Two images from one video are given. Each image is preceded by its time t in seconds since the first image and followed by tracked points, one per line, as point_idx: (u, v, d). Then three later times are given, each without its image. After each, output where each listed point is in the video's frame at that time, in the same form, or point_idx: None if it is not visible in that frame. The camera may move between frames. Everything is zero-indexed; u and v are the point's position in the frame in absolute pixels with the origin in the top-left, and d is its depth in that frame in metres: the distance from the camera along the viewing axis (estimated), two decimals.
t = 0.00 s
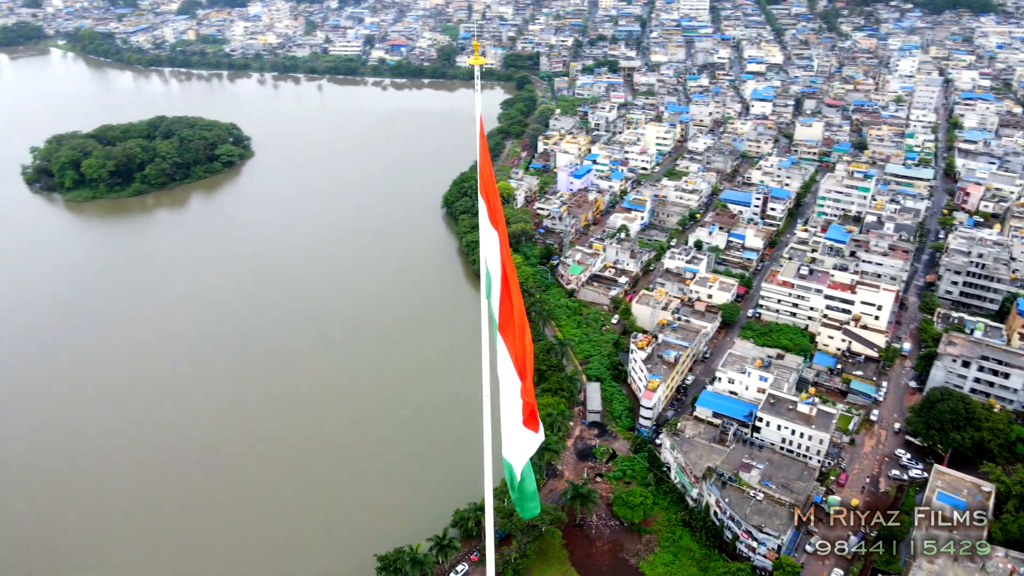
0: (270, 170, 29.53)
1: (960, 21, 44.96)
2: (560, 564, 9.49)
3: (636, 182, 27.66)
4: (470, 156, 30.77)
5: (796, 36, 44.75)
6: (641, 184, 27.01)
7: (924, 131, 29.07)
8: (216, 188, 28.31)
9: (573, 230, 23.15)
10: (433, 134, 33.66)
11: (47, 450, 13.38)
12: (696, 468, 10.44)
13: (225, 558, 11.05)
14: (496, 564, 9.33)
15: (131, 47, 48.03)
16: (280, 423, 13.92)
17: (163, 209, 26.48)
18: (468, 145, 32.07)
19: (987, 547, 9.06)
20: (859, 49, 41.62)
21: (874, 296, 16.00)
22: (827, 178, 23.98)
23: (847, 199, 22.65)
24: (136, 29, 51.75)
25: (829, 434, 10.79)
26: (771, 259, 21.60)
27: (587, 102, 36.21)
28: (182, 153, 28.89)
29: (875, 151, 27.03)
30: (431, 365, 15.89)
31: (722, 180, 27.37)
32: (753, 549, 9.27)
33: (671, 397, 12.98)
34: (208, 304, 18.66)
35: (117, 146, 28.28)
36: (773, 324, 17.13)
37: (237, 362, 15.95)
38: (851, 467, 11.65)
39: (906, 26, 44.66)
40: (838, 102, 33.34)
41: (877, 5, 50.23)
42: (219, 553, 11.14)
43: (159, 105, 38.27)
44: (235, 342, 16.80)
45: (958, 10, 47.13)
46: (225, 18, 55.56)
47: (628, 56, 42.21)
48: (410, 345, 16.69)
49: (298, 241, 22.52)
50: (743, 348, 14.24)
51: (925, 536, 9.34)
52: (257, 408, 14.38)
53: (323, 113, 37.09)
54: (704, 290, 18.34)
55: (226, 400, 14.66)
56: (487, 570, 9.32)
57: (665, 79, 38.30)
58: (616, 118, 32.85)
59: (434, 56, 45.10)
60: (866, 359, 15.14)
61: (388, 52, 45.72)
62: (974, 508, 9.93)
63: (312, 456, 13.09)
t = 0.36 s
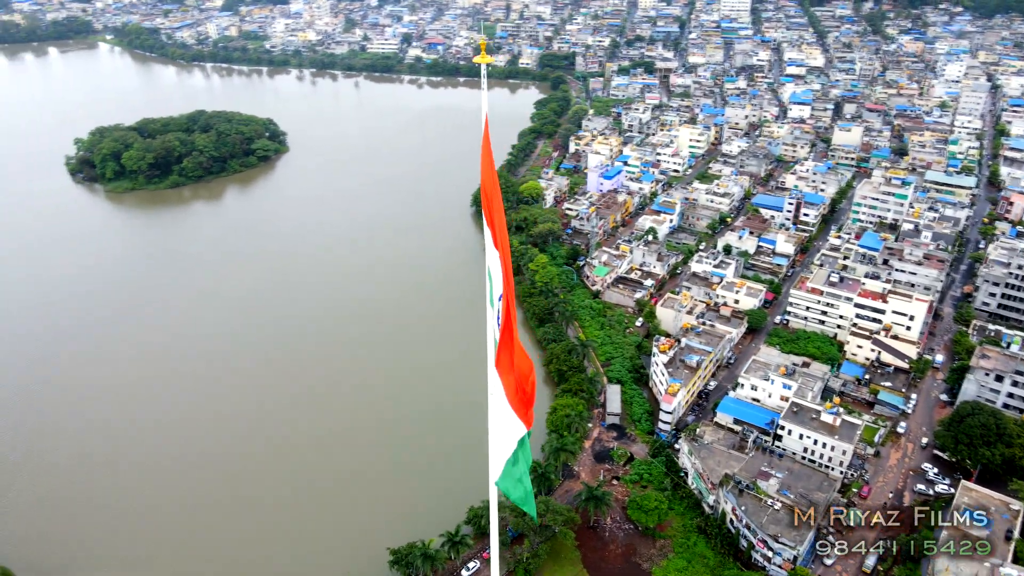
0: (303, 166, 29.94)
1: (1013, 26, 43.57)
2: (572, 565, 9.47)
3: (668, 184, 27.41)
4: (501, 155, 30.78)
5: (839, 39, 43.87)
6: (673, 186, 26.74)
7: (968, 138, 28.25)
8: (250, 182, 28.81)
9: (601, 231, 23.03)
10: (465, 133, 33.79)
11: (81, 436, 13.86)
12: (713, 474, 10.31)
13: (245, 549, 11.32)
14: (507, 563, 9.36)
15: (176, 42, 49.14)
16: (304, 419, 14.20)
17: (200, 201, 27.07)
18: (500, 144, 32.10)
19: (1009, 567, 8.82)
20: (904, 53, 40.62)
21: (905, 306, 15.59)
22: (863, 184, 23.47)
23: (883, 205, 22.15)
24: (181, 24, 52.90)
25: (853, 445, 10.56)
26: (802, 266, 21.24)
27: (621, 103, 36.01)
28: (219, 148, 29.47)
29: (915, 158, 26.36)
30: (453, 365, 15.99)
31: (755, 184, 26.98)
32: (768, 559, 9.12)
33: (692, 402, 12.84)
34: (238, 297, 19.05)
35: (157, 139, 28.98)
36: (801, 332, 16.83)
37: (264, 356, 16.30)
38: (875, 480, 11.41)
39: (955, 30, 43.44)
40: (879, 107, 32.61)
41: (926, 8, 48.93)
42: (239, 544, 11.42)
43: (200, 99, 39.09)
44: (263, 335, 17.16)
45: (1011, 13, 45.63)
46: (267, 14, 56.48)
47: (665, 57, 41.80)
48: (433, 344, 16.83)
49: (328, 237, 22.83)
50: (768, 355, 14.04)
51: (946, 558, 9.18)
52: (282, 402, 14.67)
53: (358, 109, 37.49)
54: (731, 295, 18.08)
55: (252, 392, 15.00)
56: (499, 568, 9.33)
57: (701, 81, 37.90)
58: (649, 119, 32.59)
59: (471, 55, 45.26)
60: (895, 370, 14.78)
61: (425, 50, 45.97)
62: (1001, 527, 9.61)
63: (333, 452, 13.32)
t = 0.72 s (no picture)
0: (335, 162, 30.31)
1: None
2: (585, 565, 9.42)
3: (699, 187, 27.11)
4: (533, 154, 30.74)
5: (884, 42, 42.86)
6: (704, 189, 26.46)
7: (1015, 146, 27.35)
8: (283, 177, 29.27)
9: (630, 233, 22.85)
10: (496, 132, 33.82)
11: (109, 428, 14.28)
12: (732, 481, 10.18)
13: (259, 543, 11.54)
14: (519, 562, 9.39)
15: (219, 38, 50.06)
16: (323, 416, 14.41)
17: (235, 195, 27.61)
18: (533, 144, 32.08)
19: None
20: (952, 58, 39.50)
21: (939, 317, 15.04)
22: (901, 191, 22.89)
23: (922, 214, 21.49)
24: (225, 21, 53.92)
25: (877, 457, 10.35)
26: (834, 273, 20.83)
27: (656, 105, 35.72)
28: (255, 142, 30.02)
29: (958, 165, 25.62)
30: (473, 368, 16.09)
31: (790, 188, 26.54)
32: (784, 569, 8.98)
33: (714, 408, 12.70)
34: (265, 294, 19.38)
35: (195, 133, 29.62)
36: (829, 340, 16.49)
37: (288, 353, 16.56)
38: (899, 493, 11.16)
39: (1007, 35, 42.10)
40: (922, 112, 31.78)
41: (977, 12, 47.49)
42: (254, 538, 11.65)
43: (240, 95, 39.86)
44: (288, 331, 17.47)
45: None
46: (308, 12, 57.22)
47: (703, 59, 41.31)
48: (453, 344, 16.91)
49: (356, 234, 23.08)
50: (794, 363, 13.82)
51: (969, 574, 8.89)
52: (304, 400, 14.92)
53: (392, 107, 37.82)
54: (759, 301, 17.81)
55: (275, 388, 15.29)
56: (511, 566, 9.35)
57: (739, 83, 37.37)
58: (683, 121, 32.18)
59: (507, 54, 45.28)
60: (925, 383, 14.41)
61: (461, 49, 46.13)
62: None
63: (343, 451, 13.48)
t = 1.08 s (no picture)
0: (368, 159, 30.63)
1: None
2: (597, 568, 9.39)
3: (732, 191, 26.74)
4: (565, 154, 30.68)
5: (931, 46, 41.75)
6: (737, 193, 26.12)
7: None
8: (315, 173, 29.64)
9: (658, 236, 22.64)
10: (529, 132, 33.79)
11: (137, 414, 14.61)
12: (749, 489, 10.05)
13: (275, 533, 11.68)
14: (531, 563, 9.40)
15: (260, 35, 50.84)
16: (344, 410, 14.56)
17: (269, 189, 28.10)
18: (565, 144, 32.02)
19: None
20: (1002, 63, 38.30)
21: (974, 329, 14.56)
22: (941, 198, 22.28)
23: (961, 222, 21.00)
24: (267, 17, 54.85)
25: (901, 471, 10.11)
26: (868, 281, 20.39)
27: (692, 107, 35.36)
28: (290, 137, 30.50)
29: (1003, 174, 24.89)
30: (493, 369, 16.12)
31: (825, 194, 26.06)
32: None
33: (736, 415, 12.52)
34: (293, 287, 19.66)
35: (233, 127, 30.20)
36: (859, 350, 16.17)
37: (313, 346, 16.78)
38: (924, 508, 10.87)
39: None
40: (968, 118, 30.89)
41: None
42: (270, 528, 11.80)
43: (279, 90, 40.51)
44: (313, 325, 17.69)
45: None
46: (349, 10, 57.84)
47: (742, 61, 40.75)
48: (476, 341, 16.97)
49: (384, 230, 23.27)
50: (821, 372, 13.56)
51: None
52: (326, 393, 15.10)
53: (427, 105, 38.05)
54: (787, 307, 17.51)
55: (299, 381, 15.49)
56: (524, 566, 9.36)
57: (778, 86, 36.80)
58: (719, 123, 31.72)
59: (543, 54, 45.22)
60: (957, 396, 14.03)
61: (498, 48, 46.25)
62: None
63: (367, 442, 13.68)
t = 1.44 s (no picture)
0: (401, 156, 30.89)
1: None
2: (609, 571, 9.35)
3: (766, 195, 26.32)
4: (597, 155, 30.54)
5: (981, 50, 40.53)
6: (770, 197, 25.71)
7: None
8: (347, 169, 29.96)
9: (687, 239, 22.40)
10: (561, 132, 33.70)
11: (165, 400, 14.94)
12: (768, 498, 9.91)
13: (292, 523, 11.82)
14: (542, 562, 9.40)
15: (301, 31, 51.50)
16: (364, 404, 14.67)
17: (302, 183, 28.52)
18: (598, 145, 31.86)
19: None
20: None
21: (1011, 342, 14.15)
22: (983, 207, 21.61)
23: (1003, 232, 20.36)
24: (309, 15, 55.57)
25: (926, 485, 9.87)
26: (902, 290, 19.89)
27: (728, 109, 34.88)
28: (325, 133, 30.89)
29: None
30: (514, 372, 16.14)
31: (862, 200, 25.50)
32: None
33: (758, 422, 12.34)
34: (320, 280, 19.91)
35: (269, 122, 30.71)
36: (889, 360, 15.80)
37: (335, 340, 16.94)
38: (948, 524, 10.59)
39: None
40: (1017, 125, 29.90)
41: None
42: (288, 517, 11.95)
43: (316, 87, 41.05)
44: (338, 319, 17.87)
45: None
46: (388, 8, 58.31)
47: (782, 63, 40.06)
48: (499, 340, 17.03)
49: (412, 227, 23.40)
50: (848, 382, 13.28)
51: None
52: (350, 386, 15.25)
53: (461, 103, 38.20)
54: (816, 315, 17.19)
55: (322, 374, 15.67)
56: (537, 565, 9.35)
57: (818, 90, 36.10)
58: (755, 126, 31.22)
59: (580, 54, 45.02)
60: (990, 411, 13.62)
61: (535, 48, 46.21)
62: None
63: (387, 435, 13.80)
